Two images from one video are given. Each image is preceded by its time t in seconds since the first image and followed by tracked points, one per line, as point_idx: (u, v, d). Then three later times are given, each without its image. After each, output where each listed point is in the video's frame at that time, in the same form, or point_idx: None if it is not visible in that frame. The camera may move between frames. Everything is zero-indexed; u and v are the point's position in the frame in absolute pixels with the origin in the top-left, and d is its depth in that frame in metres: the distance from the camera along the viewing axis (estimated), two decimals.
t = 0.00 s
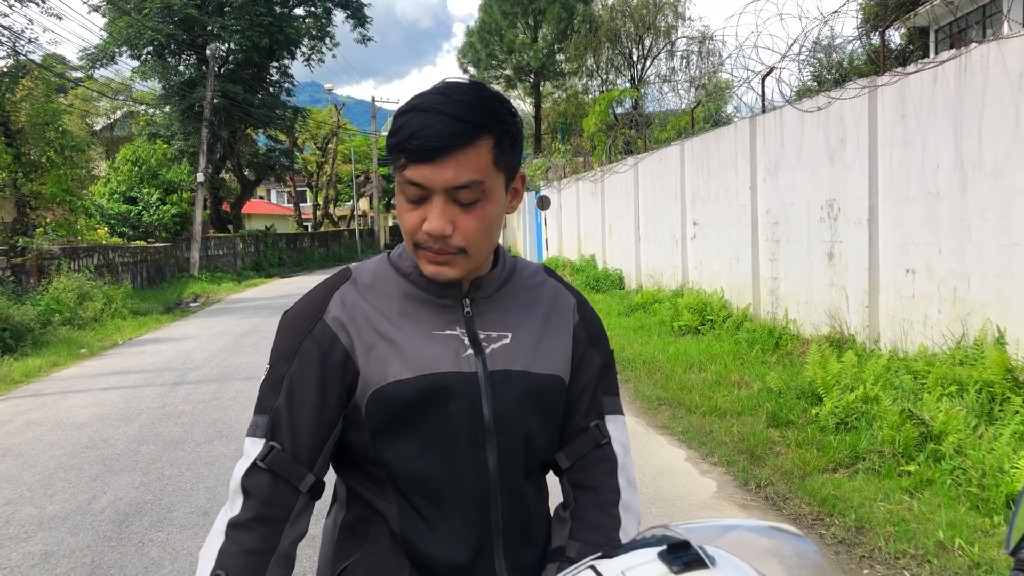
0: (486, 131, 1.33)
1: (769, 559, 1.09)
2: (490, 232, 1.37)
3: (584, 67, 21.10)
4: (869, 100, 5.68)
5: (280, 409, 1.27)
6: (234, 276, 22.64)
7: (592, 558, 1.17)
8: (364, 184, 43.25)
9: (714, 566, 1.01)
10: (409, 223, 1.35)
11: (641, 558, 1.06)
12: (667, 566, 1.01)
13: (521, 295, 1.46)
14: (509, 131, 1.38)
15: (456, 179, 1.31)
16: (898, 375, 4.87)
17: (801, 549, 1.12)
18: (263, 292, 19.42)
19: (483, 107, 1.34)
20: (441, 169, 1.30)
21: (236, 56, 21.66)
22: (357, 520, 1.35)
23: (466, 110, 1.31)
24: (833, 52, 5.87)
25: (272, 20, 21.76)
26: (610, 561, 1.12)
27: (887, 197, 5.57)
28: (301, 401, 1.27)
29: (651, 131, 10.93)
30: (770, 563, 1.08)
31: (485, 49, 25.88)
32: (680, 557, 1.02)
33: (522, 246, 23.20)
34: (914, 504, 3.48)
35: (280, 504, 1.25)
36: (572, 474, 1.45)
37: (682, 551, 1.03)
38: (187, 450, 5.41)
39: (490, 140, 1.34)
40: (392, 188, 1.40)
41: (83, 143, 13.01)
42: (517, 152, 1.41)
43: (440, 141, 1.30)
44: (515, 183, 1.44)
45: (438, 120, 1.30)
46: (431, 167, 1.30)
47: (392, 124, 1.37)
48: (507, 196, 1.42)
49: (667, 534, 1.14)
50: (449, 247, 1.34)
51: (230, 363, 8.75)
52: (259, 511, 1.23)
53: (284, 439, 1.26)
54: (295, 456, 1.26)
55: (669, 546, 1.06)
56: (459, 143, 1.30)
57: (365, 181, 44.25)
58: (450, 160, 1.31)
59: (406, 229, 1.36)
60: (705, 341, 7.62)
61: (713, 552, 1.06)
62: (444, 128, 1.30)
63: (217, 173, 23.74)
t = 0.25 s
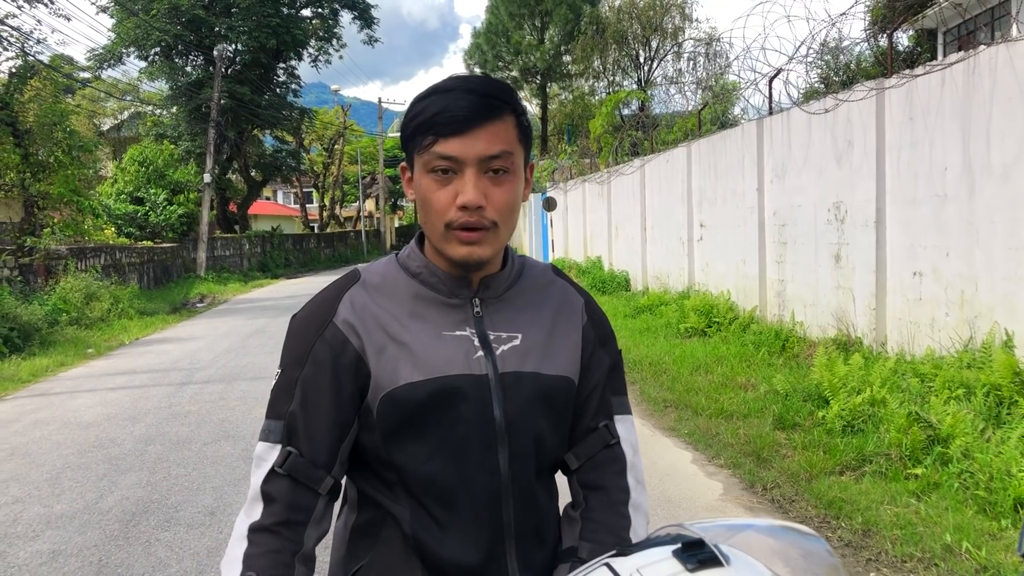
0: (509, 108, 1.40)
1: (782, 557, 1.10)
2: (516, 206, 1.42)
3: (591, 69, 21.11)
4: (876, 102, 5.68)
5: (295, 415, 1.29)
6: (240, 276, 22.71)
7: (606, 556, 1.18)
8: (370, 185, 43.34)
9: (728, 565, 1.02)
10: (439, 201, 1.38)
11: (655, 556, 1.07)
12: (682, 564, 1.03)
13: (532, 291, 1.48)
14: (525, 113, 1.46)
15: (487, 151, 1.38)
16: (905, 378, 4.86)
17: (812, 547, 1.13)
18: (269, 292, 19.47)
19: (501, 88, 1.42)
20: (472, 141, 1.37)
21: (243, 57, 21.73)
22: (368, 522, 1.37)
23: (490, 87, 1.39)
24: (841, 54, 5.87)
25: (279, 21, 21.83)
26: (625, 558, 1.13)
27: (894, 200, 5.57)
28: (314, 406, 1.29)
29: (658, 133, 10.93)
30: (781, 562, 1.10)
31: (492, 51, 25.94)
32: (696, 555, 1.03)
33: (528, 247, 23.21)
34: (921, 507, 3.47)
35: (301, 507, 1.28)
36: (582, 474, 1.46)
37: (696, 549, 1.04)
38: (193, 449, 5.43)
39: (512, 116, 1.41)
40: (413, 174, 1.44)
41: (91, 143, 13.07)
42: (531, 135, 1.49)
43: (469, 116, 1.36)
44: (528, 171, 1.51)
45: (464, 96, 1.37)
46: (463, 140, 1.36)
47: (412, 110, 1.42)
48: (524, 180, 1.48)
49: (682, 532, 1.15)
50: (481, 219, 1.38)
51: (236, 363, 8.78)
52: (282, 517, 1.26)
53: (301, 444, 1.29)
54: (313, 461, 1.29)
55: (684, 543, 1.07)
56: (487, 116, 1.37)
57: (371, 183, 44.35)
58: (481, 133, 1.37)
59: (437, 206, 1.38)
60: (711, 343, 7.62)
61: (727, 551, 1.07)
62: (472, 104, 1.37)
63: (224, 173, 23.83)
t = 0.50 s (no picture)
0: (526, 114, 1.41)
1: (791, 556, 1.10)
2: (529, 212, 1.43)
3: (598, 70, 21.11)
4: (884, 104, 5.67)
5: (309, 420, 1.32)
6: (246, 277, 22.76)
7: (616, 554, 1.18)
8: (377, 186, 43.43)
9: (739, 564, 1.02)
10: (454, 203, 1.39)
11: (665, 554, 1.08)
12: (692, 562, 1.03)
13: (542, 293, 1.48)
14: (540, 118, 1.47)
15: (503, 157, 1.38)
16: (912, 381, 4.85)
17: (822, 549, 1.14)
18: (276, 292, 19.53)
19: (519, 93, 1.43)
20: (489, 147, 1.38)
21: (250, 58, 21.81)
22: (378, 521, 1.37)
23: (508, 93, 1.39)
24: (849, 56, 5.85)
25: (287, 23, 21.89)
26: (635, 556, 1.13)
27: (901, 202, 5.55)
28: (326, 408, 1.31)
29: (665, 135, 10.92)
30: (791, 561, 1.10)
31: (499, 52, 25.99)
32: (706, 554, 1.04)
33: (534, 248, 23.21)
34: (928, 510, 3.46)
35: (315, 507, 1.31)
36: (591, 475, 1.47)
37: (706, 548, 1.05)
38: (200, 449, 5.45)
39: (529, 123, 1.42)
40: (428, 175, 1.45)
41: (99, 143, 13.14)
42: (547, 139, 1.50)
43: (486, 122, 1.37)
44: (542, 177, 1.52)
45: (482, 102, 1.37)
46: (481, 145, 1.37)
47: (431, 111, 1.43)
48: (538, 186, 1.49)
49: (691, 532, 1.15)
50: (495, 224, 1.39)
51: (243, 364, 8.81)
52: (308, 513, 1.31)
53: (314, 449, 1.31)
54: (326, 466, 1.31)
55: (695, 542, 1.08)
56: (505, 123, 1.38)
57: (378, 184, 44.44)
58: (498, 138, 1.38)
59: (451, 207, 1.39)
60: (718, 345, 7.61)
61: (738, 550, 1.07)
62: (490, 110, 1.37)
63: (232, 174, 23.91)
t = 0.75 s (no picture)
0: (541, 122, 1.41)
1: (792, 556, 1.10)
2: (537, 218, 1.44)
3: (600, 71, 21.12)
4: (887, 105, 5.66)
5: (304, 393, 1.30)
6: (249, 277, 22.78)
7: (619, 554, 1.18)
8: (380, 186, 43.46)
9: (741, 562, 1.02)
10: (463, 205, 1.39)
11: (668, 554, 1.08)
12: (695, 561, 1.03)
13: (543, 296, 1.48)
14: (554, 126, 1.46)
15: (516, 163, 1.38)
16: (914, 383, 4.84)
17: (825, 550, 1.14)
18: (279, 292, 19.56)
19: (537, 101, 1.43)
20: (503, 152, 1.37)
21: (253, 58, 21.84)
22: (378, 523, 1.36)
23: (526, 99, 1.39)
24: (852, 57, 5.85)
25: (290, 23, 21.91)
26: (639, 555, 1.13)
27: (905, 203, 5.54)
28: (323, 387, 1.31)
29: (668, 136, 10.92)
30: (794, 561, 1.10)
31: (502, 53, 26.05)
32: (709, 553, 1.04)
33: (536, 249, 23.20)
34: (930, 512, 3.45)
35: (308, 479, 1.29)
36: (593, 478, 1.47)
37: (709, 547, 1.05)
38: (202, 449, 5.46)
39: (543, 130, 1.42)
40: (440, 173, 1.44)
41: (102, 143, 13.17)
42: (558, 146, 1.50)
43: (501, 128, 1.36)
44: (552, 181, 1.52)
45: (499, 108, 1.37)
46: (494, 150, 1.37)
47: (447, 109, 1.42)
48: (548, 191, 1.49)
49: (695, 531, 1.15)
50: (502, 228, 1.39)
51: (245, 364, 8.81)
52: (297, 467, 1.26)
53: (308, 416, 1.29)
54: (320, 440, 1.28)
55: (698, 541, 1.08)
56: (520, 129, 1.38)
57: (381, 184, 44.47)
58: (513, 144, 1.38)
59: (460, 208, 1.40)
60: (720, 346, 7.60)
61: (740, 549, 1.07)
62: (506, 117, 1.36)
63: (234, 174, 23.96)
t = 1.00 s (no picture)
0: (543, 116, 1.41)
1: (789, 553, 1.10)
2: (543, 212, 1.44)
3: (599, 71, 21.12)
4: (886, 105, 5.66)
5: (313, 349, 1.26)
6: (248, 277, 22.77)
7: (616, 551, 1.18)
8: (379, 187, 43.46)
9: (738, 559, 1.02)
10: (471, 200, 1.38)
11: (665, 550, 1.08)
12: (691, 558, 1.03)
13: (541, 294, 1.48)
14: (553, 122, 1.47)
15: (523, 158, 1.38)
16: (913, 383, 4.84)
17: (822, 547, 1.14)
18: (278, 292, 19.56)
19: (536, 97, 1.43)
20: (510, 147, 1.37)
21: (252, 59, 21.84)
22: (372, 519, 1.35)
23: (528, 94, 1.39)
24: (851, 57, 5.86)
25: (289, 23, 21.90)
26: (633, 552, 1.13)
27: (903, 203, 5.55)
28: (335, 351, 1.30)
29: (667, 136, 10.92)
30: (791, 558, 1.10)
31: (501, 53, 26.05)
32: (705, 550, 1.04)
33: (535, 249, 23.20)
34: (929, 512, 3.45)
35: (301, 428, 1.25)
36: (587, 477, 1.46)
37: (706, 544, 1.05)
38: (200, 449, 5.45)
39: (544, 125, 1.42)
40: (442, 170, 1.43)
41: (101, 143, 13.15)
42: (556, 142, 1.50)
43: (507, 122, 1.36)
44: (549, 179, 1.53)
45: (504, 103, 1.36)
46: (502, 144, 1.36)
47: (447, 106, 1.41)
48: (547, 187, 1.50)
49: (690, 528, 1.15)
50: (511, 222, 1.38)
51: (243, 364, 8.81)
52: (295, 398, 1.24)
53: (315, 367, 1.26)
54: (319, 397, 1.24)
55: (693, 538, 1.08)
56: (525, 124, 1.38)
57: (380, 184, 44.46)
58: (519, 139, 1.37)
59: (467, 203, 1.38)
60: (719, 346, 7.60)
61: (738, 545, 1.07)
62: (512, 111, 1.36)
63: (233, 175, 23.94)
